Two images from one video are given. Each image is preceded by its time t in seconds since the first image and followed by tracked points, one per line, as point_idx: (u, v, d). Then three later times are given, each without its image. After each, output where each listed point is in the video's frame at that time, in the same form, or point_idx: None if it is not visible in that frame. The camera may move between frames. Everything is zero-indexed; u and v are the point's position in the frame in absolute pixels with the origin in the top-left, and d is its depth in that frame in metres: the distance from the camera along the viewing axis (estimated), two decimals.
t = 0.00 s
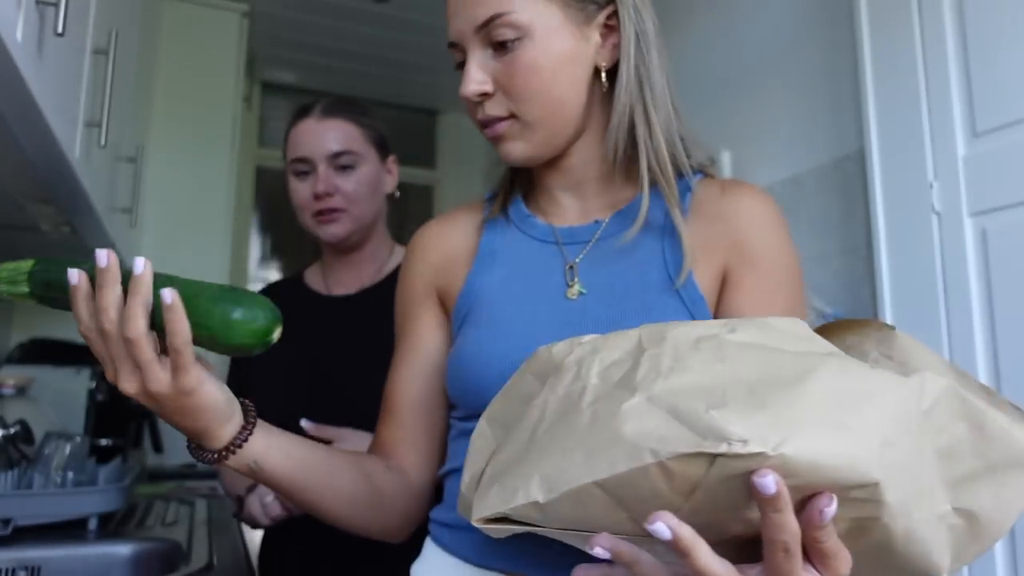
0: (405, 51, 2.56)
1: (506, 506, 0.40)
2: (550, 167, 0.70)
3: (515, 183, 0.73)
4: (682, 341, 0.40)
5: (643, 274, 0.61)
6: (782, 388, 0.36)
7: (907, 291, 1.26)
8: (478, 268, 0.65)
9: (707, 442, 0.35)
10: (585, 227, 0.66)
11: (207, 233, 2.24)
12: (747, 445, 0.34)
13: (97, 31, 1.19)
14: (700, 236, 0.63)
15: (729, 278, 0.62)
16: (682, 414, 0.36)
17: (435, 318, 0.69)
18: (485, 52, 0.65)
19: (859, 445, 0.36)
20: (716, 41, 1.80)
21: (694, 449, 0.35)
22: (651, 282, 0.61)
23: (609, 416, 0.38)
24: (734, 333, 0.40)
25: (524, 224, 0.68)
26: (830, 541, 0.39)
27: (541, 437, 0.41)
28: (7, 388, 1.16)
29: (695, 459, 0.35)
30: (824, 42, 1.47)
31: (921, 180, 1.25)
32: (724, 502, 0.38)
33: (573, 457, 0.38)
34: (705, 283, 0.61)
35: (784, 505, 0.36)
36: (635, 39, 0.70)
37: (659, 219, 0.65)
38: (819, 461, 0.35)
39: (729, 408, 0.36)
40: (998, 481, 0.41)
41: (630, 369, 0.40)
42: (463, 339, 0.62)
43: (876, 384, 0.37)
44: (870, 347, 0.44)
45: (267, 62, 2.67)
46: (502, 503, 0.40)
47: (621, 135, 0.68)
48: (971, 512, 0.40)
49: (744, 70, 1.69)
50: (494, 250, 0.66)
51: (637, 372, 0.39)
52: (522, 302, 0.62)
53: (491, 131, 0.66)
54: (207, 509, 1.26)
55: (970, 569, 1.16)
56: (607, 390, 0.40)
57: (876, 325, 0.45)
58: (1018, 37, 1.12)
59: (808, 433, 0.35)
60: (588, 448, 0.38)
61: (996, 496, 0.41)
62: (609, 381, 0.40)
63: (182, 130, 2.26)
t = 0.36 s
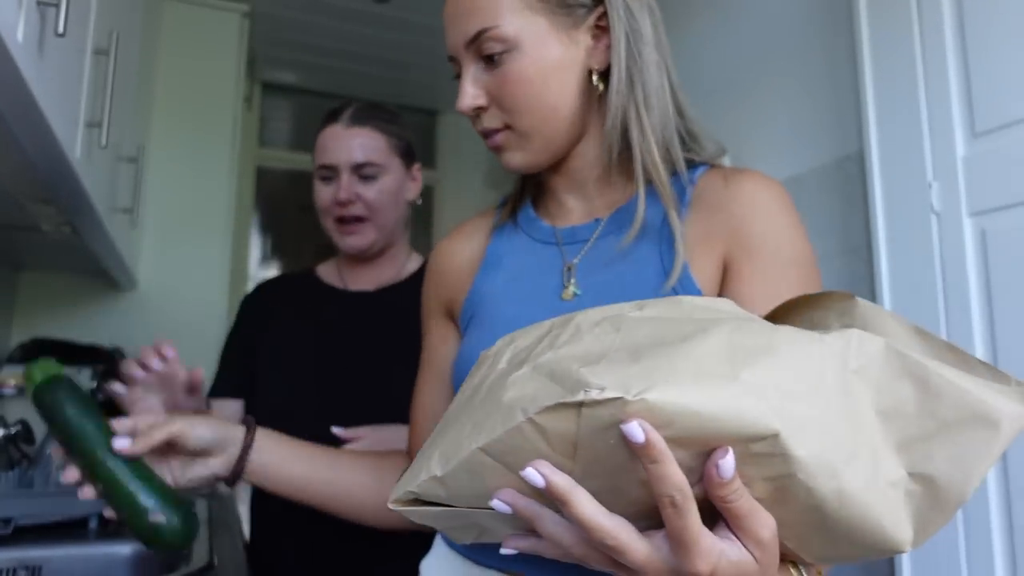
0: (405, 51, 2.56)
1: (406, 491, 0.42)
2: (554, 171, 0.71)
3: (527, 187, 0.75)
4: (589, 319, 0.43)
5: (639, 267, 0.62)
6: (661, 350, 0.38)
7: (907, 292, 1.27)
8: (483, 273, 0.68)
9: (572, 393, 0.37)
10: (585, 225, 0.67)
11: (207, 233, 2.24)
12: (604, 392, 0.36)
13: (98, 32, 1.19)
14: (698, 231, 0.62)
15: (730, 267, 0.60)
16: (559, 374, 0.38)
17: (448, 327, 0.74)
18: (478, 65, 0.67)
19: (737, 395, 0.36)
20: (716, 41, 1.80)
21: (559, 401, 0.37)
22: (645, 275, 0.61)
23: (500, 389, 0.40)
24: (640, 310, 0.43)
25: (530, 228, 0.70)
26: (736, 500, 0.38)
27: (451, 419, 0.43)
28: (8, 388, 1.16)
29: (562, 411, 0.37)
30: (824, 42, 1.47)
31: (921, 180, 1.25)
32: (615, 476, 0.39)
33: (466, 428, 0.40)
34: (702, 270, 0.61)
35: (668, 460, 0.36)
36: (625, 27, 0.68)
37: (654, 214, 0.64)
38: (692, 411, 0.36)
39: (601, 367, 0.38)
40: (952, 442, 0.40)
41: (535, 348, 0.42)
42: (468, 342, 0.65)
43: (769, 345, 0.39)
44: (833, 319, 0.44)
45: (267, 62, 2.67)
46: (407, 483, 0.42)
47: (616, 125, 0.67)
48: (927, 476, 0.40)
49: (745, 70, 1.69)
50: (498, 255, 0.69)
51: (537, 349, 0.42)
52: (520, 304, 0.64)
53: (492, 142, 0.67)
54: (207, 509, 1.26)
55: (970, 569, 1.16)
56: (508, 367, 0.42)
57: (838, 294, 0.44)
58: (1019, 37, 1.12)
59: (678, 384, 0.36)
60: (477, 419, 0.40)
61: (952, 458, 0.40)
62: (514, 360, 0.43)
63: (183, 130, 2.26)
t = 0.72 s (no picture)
0: (405, 51, 2.57)
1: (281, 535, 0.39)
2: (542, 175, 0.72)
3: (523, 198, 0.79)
4: (397, 357, 0.39)
5: (614, 271, 0.64)
6: (446, 406, 0.34)
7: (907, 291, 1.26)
8: (485, 273, 0.74)
9: (350, 482, 0.34)
10: (573, 225, 0.69)
11: (207, 233, 2.24)
12: (370, 484, 0.33)
13: (98, 31, 1.19)
14: (668, 227, 0.62)
15: (703, 256, 0.58)
16: (344, 446, 0.35)
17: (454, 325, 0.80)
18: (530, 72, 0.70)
19: (515, 458, 0.32)
20: (715, 41, 1.80)
21: (340, 488, 0.34)
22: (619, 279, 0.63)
23: (309, 454, 0.38)
24: (458, 339, 0.38)
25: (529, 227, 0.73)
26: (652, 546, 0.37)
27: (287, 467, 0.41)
28: (8, 388, 1.16)
29: (342, 497, 0.34)
30: (823, 42, 1.47)
31: (920, 180, 1.25)
32: (498, 512, 0.35)
33: (287, 495, 0.38)
34: (673, 273, 0.61)
35: (588, 488, 0.32)
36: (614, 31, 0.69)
37: (639, 212, 0.65)
38: (599, 440, 0.32)
39: (380, 438, 0.34)
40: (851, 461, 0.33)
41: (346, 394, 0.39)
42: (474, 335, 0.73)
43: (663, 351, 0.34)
44: (769, 314, 0.38)
45: (267, 62, 2.67)
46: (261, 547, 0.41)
47: (553, 130, 0.69)
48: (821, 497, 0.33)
49: (744, 70, 1.70)
50: (500, 255, 0.74)
51: (343, 400, 0.39)
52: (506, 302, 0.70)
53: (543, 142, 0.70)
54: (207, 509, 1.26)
55: (970, 570, 1.15)
56: (320, 421, 0.39)
57: (783, 283, 0.37)
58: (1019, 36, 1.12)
59: (582, 407, 0.33)
60: (345, 448, 0.35)
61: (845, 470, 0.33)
62: (331, 408, 0.40)
63: (184, 130, 2.26)
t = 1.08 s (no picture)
0: (405, 51, 2.56)
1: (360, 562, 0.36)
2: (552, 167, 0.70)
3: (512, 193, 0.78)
4: (466, 364, 0.35)
5: (626, 275, 0.62)
6: (559, 410, 0.32)
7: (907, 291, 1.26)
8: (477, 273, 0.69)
9: (479, 491, 0.31)
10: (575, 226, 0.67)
11: (207, 233, 2.24)
12: (511, 486, 0.30)
13: (98, 31, 1.19)
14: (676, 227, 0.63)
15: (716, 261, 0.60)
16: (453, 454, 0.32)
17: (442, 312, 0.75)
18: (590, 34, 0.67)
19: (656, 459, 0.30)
20: (715, 41, 1.80)
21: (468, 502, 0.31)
22: (633, 283, 0.62)
23: (393, 470, 0.33)
24: (523, 350, 0.35)
25: (520, 231, 0.71)
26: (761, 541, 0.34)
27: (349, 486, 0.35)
28: (8, 388, 1.16)
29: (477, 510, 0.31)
30: (824, 42, 1.47)
31: (921, 181, 1.25)
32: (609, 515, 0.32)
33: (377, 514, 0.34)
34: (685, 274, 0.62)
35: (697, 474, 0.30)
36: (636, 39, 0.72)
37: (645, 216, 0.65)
38: (705, 429, 0.31)
39: (500, 443, 0.31)
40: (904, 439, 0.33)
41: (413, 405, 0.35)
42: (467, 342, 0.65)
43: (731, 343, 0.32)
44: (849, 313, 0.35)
45: (267, 62, 2.67)
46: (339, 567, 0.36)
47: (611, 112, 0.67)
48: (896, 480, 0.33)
49: (744, 70, 1.70)
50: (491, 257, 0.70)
51: (415, 410, 0.34)
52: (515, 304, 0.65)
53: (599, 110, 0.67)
54: (206, 509, 1.26)
55: (970, 570, 1.15)
56: (392, 431, 0.34)
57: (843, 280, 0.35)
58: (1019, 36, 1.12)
59: (693, 399, 0.31)
60: (454, 456, 0.32)
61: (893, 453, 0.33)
62: (394, 419, 0.35)
63: (184, 130, 2.26)
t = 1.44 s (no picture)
0: (405, 51, 2.56)
1: (447, 570, 0.33)
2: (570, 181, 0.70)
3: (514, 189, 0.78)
4: (589, 360, 0.33)
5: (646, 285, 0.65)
6: (703, 425, 0.31)
7: (908, 291, 1.26)
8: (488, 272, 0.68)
9: (632, 513, 0.29)
10: (588, 230, 0.69)
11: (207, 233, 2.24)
12: (675, 512, 0.29)
13: (98, 31, 1.19)
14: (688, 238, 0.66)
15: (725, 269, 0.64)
16: (599, 469, 0.30)
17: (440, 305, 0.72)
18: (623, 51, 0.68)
19: (793, 473, 0.31)
20: (715, 41, 1.80)
21: (621, 525, 0.29)
22: (653, 290, 0.64)
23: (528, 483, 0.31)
24: (643, 341, 0.34)
25: (526, 231, 0.71)
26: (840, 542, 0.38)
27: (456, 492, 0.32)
28: (8, 388, 1.16)
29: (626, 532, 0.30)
30: (824, 41, 1.47)
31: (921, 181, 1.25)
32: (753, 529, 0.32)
33: (498, 526, 0.31)
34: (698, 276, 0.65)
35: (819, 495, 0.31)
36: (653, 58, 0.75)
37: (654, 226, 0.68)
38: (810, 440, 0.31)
39: (651, 462, 0.30)
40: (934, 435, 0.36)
41: (540, 405, 0.32)
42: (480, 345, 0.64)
43: (830, 351, 0.34)
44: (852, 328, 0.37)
45: (267, 61, 2.67)
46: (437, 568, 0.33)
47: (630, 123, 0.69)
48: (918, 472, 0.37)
49: (744, 70, 1.70)
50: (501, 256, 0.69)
51: (548, 412, 0.32)
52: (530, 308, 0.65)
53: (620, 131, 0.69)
54: (207, 509, 1.26)
55: (969, 570, 1.15)
56: (517, 430, 0.32)
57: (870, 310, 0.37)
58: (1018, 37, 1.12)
59: (815, 423, 0.32)
60: (603, 475, 0.30)
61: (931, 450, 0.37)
62: (516, 419, 0.32)
63: (183, 130, 2.26)
